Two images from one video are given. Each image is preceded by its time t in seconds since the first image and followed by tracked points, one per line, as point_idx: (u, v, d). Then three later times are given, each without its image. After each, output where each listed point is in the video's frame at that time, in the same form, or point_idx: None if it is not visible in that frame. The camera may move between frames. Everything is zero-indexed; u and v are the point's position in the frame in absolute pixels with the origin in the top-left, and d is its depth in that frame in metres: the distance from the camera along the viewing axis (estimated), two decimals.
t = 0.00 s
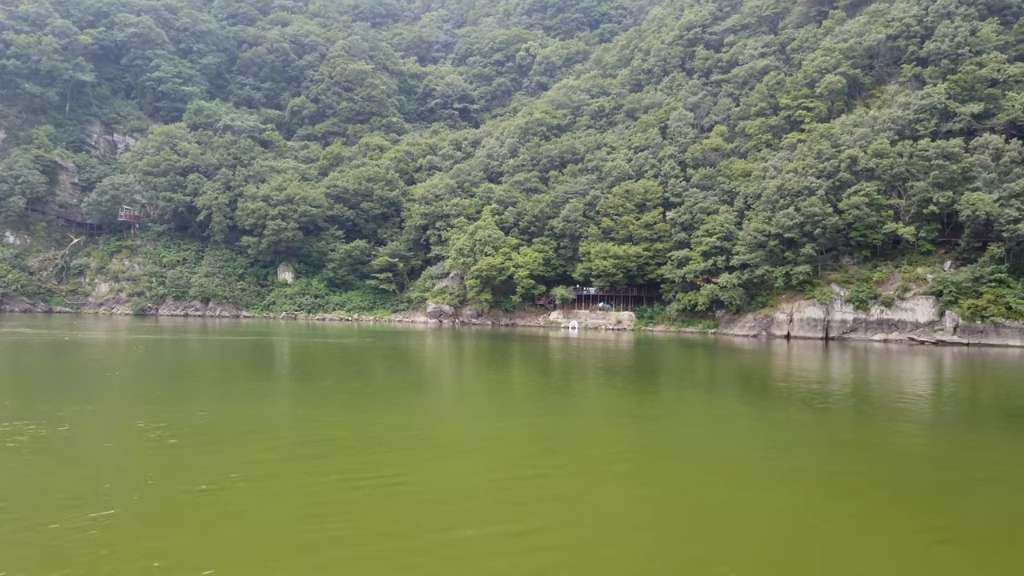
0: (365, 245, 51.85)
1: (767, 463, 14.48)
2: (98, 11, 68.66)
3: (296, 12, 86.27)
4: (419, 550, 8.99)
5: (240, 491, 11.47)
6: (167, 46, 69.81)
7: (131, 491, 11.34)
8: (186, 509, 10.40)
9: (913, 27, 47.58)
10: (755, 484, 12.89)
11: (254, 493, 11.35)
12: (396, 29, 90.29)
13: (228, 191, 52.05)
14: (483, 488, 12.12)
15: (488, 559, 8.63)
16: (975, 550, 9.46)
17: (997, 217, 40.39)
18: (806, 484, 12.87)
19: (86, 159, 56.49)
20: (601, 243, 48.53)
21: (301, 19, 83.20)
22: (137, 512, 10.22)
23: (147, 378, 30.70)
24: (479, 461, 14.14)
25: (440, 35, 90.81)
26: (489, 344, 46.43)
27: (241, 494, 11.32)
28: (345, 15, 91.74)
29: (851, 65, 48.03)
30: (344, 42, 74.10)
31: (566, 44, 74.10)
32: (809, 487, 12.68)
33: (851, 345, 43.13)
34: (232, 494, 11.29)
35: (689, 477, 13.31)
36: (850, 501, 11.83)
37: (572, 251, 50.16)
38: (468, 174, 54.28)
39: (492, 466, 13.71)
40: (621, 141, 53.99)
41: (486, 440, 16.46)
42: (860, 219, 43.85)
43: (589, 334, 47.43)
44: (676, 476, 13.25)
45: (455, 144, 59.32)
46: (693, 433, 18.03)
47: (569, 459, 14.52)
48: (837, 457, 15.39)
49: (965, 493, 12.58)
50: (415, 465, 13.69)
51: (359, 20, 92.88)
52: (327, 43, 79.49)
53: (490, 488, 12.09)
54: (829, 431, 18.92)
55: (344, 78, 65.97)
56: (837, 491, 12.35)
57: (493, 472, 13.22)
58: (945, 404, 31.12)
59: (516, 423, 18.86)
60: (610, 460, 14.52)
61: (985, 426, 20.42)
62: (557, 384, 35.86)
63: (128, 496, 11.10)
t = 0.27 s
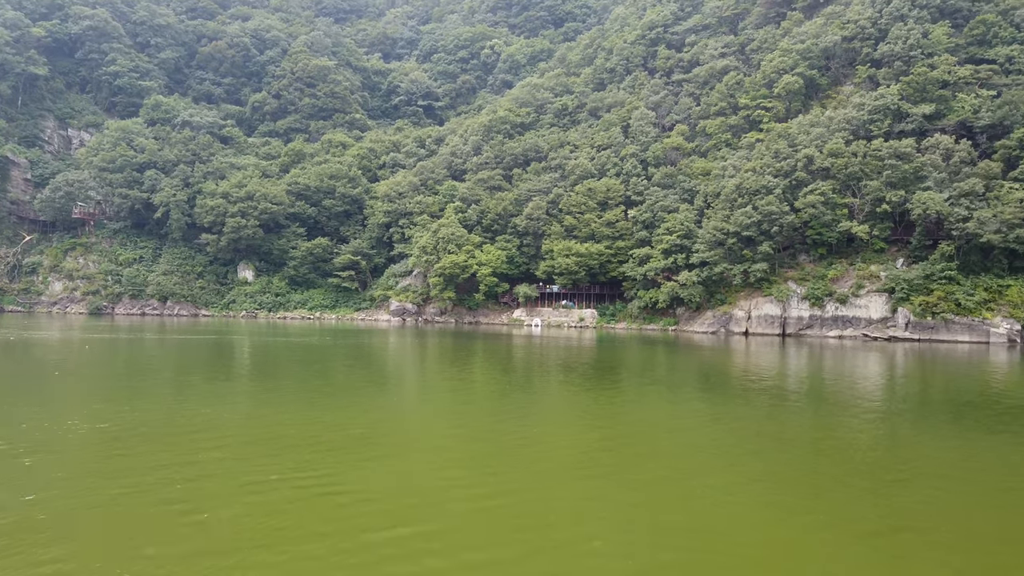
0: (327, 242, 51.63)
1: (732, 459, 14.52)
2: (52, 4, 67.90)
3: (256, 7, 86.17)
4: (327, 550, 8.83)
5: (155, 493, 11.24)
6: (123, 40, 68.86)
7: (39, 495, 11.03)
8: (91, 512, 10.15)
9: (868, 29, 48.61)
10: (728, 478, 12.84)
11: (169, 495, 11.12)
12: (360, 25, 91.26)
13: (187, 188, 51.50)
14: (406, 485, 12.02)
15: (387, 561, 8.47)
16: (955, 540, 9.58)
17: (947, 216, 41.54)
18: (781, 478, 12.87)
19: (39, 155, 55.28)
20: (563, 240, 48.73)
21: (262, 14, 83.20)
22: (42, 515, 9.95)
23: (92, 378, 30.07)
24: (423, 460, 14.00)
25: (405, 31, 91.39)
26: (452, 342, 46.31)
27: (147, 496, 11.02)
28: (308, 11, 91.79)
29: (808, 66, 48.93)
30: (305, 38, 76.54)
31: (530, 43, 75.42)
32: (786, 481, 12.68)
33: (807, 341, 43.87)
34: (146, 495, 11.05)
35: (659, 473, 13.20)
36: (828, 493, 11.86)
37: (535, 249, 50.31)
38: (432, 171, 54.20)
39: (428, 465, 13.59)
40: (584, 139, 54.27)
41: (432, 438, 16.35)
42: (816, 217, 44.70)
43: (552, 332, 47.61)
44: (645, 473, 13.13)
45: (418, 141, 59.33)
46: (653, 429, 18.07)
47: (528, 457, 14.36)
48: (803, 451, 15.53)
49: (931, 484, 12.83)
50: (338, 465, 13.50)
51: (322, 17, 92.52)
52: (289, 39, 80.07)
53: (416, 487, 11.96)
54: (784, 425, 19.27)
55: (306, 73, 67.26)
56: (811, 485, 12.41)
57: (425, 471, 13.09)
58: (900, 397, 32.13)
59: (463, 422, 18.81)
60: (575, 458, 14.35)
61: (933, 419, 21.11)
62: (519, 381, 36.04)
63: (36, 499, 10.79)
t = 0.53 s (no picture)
0: (286, 240, 51.19)
1: (694, 459, 14.42)
2: None
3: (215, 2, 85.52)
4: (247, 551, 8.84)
5: (68, 497, 11.04)
6: (76, 33, 67.75)
7: None
8: None
9: (822, 31, 49.53)
10: (696, 479, 12.68)
11: (83, 499, 10.94)
12: (322, 20, 91.33)
13: (141, 184, 50.77)
14: (334, 488, 11.89)
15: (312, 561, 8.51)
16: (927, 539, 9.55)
17: (897, 216, 42.54)
18: (750, 478, 12.76)
19: None
20: (524, 239, 48.90)
21: (221, 8, 82.70)
22: None
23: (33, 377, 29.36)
24: (366, 463, 13.76)
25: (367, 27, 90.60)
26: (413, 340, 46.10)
27: (59, 501, 10.83)
28: (268, 5, 91.20)
29: (764, 68, 49.76)
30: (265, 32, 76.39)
31: (493, 41, 76.35)
32: (760, 481, 12.67)
33: (762, 338, 44.56)
34: (57, 501, 10.84)
35: (624, 475, 12.99)
36: (800, 494, 11.77)
37: (496, 247, 50.41)
38: (393, 169, 53.97)
39: (364, 467, 13.43)
40: (546, 138, 54.45)
41: (374, 439, 16.15)
42: (771, 216, 45.48)
43: (513, 330, 47.73)
44: (607, 476, 12.94)
45: (380, 138, 59.12)
46: (616, 429, 18.01)
47: (482, 459, 14.13)
48: (767, 450, 15.51)
49: (897, 481, 12.90)
50: (267, 467, 13.31)
51: (282, 11, 91.70)
52: (248, 33, 79.30)
53: (345, 489, 11.84)
54: (738, 423, 19.42)
55: (265, 68, 67.75)
56: (782, 486, 12.29)
57: (359, 473, 12.95)
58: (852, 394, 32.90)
59: (407, 421, 18.62)
60: (535, 460, 14.10)
61: (883, 414, 21.55)
62: (480, 377, 35.96)
63: None
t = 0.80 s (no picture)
0: (242, 236, 50.54)
1: (658, 461, 14.24)
2: None
3: None
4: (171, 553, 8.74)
5: None
6: (24, 23, 66.75)
7: None
8: None
9: (775, 32, 50.35)
10: (664, 485, 12.44)
11: None
12: (281, 14, 91.07)
13: (91, 179, 49.80)
14: (264, 488, 11.71)
15: (238, 562, 8.44)
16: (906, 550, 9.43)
17: (848, 214, 43.43)
18: (719, 484, 12.56)
19: None
20: (484, 236, 48.87)
21: None
22: None
23: None
24: (304, 463, 13.45)
25: (327, 22, 91.40)
26: (371, 338, 45.73)
27: None
28: None
29: (719, 68, 50.42)
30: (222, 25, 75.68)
31: (454, 39, 78.39)
32: (711, 476, 13.14)
33: (717, 335, 45.27)
34: None
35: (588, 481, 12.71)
36: (773, 501, 11.58)
37: (456, 245, 50.32)
38: (351, 165, 53.58)
39: (298, 466, 13.18)
40: (506, 135, 54.51)
41: (314, 438, 15.88)
42: (726, 215, 46.21)
43: (472, 327, 47.68)
44: (568, 481, 12.68)
45: (339, 134, 58.73)
46: (580, 427, 18.10)
47: (432, 460, 13.84)
48: (732, 451, 15.42)
49: (865, 483, 12.89)
50: (192, 468, 13.00)
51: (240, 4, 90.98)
52: (204, 26, 78.16)
53: (275, 489, 11.69)
54: (693, 420, 19.48)
55: (221, 63, 68.02)
56: (755, 492, 12.10)
57: (292, 473, 12.74)
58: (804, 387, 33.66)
59: (346, 420, 18.39)
60: (494, 463, 13.77)
61: (833, 409, 21.93)
62: (439, 374, 35.84)
63: None
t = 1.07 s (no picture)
0: (196, 237, 49.81)
1: (628, 463, 14.33)
2: None
3: None
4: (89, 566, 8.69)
5: None
6: None
7: None
8: None
9: (730, 36, 51.09)
10: (641, 488, 12.51)
11: None
12: (238, 11, 90.26)
13: (37, 179, 48.71)
14: (212, 496, 11.69)
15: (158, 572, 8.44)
16: (887, 549, 9.65)
17: (799, 215, 44.21)
18: (697, 486, 12.67)
19: None
20: (443, 237, 48.78)
21: None
22: None
23: None
24: (248, 471, 13.30)
25: (285, 20, 91.46)
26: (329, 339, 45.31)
27: None
28: None
29: (676, 70, 50.95)
30: (176, 22, 74.70)
31: (413, 38, 79.29)
32: (674, 474, 13.50)
33: (673, 335, 45.73)
34: None
35: (561, 485, 12.74)
36: (753, 502, 11.74)
37: (415, 245, 50.17)
38: (308, 165, 53.17)
39: (240, 474, 13.06)
40: (465, 135, 54.57)
41: (255, 443, 15.69)
42: (682, 216, 46.80)
43: (431, 328, 47.55)
44: (540, 485, 12.68)
45: (296, 133, 58.26)
46: (543, 428, 18.19)
47: (391, 466, 13.75)
48: (704, 451, 15.58)
49: (828, 480, 13.34)
50: (128, 477, 12.82)
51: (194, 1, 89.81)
52: (158, 23, 76.74)
53: (213, 498, 11.61)
54: (653, 420, 19.72)
55: (175, 60, 67.42)
56: (735, 494, 12.23)
57: (233, 480, 12.63)
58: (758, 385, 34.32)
59: (286, 423, 18.22)
60: (462, 468, 13.72)
61: (789, 407, 22.44)
62: (397, 374, 35.66)
63: None
